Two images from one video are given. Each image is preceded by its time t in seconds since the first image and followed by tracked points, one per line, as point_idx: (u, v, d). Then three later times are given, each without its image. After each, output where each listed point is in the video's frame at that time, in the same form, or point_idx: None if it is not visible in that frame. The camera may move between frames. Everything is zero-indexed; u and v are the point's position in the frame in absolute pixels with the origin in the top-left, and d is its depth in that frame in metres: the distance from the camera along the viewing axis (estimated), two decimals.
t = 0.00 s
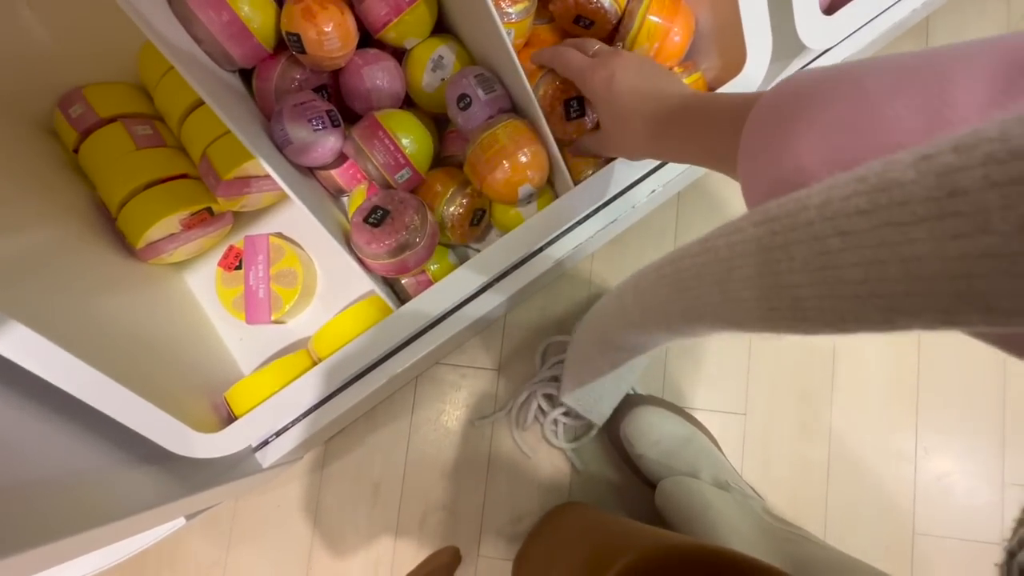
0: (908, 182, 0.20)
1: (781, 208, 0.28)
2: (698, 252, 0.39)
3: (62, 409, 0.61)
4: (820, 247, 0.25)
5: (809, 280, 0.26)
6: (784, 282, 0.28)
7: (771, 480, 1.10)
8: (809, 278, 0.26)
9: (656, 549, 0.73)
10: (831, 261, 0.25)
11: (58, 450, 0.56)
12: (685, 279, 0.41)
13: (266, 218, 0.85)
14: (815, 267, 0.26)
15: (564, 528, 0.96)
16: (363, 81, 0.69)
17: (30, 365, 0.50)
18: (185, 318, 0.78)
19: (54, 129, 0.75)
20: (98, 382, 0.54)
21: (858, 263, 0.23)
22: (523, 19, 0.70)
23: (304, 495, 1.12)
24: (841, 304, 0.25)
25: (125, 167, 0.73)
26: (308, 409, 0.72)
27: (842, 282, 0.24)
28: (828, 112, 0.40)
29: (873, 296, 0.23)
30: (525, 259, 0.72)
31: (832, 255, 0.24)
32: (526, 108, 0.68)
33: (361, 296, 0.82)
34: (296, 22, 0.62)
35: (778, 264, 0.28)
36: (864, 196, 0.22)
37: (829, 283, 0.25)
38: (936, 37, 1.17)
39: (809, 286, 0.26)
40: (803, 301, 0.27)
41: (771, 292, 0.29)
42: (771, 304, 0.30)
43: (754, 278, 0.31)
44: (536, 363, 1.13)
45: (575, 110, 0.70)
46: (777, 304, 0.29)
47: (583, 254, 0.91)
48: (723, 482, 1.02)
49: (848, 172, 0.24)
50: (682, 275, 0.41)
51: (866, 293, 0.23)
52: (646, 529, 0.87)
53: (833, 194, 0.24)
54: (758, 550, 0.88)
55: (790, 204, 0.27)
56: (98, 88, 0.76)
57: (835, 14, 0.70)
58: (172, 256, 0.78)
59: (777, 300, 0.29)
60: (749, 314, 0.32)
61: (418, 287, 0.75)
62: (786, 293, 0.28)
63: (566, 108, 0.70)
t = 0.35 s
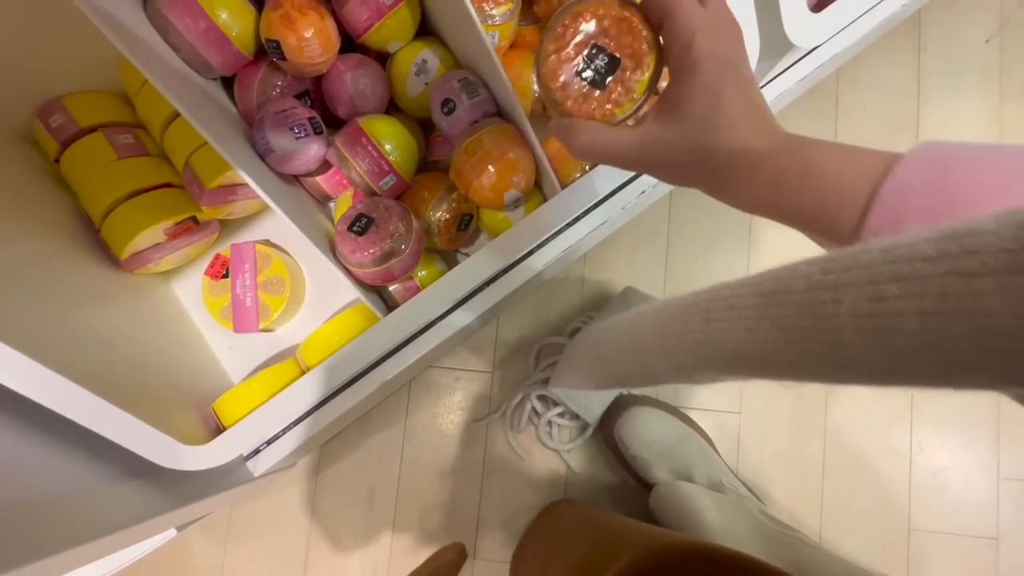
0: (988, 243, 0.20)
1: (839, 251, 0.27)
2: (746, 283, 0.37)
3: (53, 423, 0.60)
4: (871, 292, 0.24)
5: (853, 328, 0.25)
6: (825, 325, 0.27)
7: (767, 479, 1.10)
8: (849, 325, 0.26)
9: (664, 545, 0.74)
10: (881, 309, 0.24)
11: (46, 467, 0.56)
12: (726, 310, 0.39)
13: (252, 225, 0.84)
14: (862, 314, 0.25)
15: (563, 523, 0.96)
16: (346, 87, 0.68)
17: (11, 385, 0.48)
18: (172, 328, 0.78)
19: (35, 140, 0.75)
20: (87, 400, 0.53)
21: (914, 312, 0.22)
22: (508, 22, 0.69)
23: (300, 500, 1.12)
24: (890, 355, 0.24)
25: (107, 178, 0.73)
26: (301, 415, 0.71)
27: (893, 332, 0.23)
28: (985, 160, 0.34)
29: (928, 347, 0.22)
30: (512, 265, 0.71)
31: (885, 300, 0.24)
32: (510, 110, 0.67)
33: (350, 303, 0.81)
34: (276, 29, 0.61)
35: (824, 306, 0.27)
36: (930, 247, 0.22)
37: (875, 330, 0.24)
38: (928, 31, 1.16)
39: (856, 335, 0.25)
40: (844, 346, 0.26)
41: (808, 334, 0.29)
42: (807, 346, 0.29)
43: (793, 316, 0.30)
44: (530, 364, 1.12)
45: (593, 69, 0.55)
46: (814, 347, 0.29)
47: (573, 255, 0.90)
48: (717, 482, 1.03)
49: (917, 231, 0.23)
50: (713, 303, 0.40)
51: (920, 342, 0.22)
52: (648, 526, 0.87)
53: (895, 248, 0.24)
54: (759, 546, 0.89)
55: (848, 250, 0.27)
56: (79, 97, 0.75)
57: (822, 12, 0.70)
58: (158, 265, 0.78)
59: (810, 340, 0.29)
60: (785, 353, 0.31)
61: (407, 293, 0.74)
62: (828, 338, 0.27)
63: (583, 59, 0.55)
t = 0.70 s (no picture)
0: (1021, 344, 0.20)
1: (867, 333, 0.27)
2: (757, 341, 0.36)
3: (34, 439, 0.61)
4: (881, 353, 0.24)
5: (843, 390, 0.25)
6: (815, 378, 0.27)
7: (754, 480, 1.11)
8: (841, 385, 0.25)
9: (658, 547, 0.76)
10: (881, 372, 0.24)
11: (27, 481, 0.56)
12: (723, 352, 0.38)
13: (234, 236, 0.85)
14: (862, 374, 0.25)
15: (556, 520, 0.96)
16: (322, 101, 0.68)
17: None
18: (155, 340, 0.78)
19: (14, 155, 0.75)
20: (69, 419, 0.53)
21: (918, 383, 0.22)
22: (483, 34, 0.69)
23: (289, 507, 1.12)
24: (871, 425, 0.24)
25: (85, 193, 0.73)
26: (288, 423, 0.71)
27: (885, 402, 0.23)
28: None
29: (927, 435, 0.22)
30: (493, 275, 0.72)
31: (894, 365, 0.24)
32: (486, 122, 0.68)
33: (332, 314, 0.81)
34: (249, 45, 0.62)
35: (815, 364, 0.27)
36: (954, 336, 0.23)
37: (866, 394, 0.24)
38: (908, 34, 1.17)
39: (843, 396, 0.25)
40: (827, 405, 0.26)
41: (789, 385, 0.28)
42: (789, 401, 0.29)
43: (784, 369, 0.30)
44: (517, 370, 1.12)
45: (560, 178, 0.46)
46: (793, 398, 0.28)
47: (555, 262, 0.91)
48: (702, 484, 1.05)
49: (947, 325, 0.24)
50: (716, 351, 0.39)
51: (915, 421, 0.22)
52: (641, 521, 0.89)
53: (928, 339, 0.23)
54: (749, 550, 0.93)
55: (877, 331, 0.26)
56: (56, 112, 0.75)
57: (795, 22, 0.70)
58: (139, 278, 0.78)
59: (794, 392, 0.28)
60: (767, 406, 0.30)
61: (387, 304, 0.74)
62: (813, 392, 0.27)
63: (547, 165, 0.46)
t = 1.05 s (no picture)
0: None
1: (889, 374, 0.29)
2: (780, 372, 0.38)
3: (45, 446, 0.61)
4: (932, 397, 0.24)
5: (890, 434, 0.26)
6: (854, 425, 0.28)
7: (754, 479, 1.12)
8: (884, 430, 0.26)
9: (667, 536, 0.78)
10: (932, 419, 0.24)
11: (40, 488, 0.57)
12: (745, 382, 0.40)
13: (238, 243, 0.85)
14: (891, 408, 0.26)
15: (553, 513, 0.98)
16: (326, 109, 0.69)
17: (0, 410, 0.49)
18: (161, 347, 0.79)
19: (21, 164, 0.76)
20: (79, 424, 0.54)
21: (977, 434, 0.22)
22: (484, 43, 0.70)
23: (293, 511, 1.13)
24: (923, 473, 0.24)
25: (91, 202, 0.73)
26: (292, 428, 0.72)
27: (939, 453, 0.23)
28: None
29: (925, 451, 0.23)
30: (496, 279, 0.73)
31: (944, 409, 0.24)
32: (487, 130, 0.69)
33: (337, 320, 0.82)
34: (255, 56, 0.63)
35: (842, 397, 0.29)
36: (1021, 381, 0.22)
37: (914, 441, 0.24)
38: (901, 38, 1.19)
39: (888, 442, 0.26)
40: (870, 451, 0.26)
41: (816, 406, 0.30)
42: (823, 444, 0.29)
43: (817, 410, 0.31)
44: (519, 372, 1.14)
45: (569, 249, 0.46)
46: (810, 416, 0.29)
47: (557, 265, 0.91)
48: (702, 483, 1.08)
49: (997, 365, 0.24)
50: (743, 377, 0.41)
51: (933, 448, 0.23)
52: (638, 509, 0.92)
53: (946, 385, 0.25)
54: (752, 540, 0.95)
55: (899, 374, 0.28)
56: (61, 121, 0.76)
57: (790, 29, 0.72)
58: (145, 286, 0.79)
59: (828, 434, 0.29)
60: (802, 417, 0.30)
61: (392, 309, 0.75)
62: (852, 436, 0.27)
63: (552, 243, 0.45)
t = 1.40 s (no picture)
0: None
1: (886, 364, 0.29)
2: (776, 364, 0.38)
3: (53, 440, 0.61)
4: (923, 385, 0.25)
5: (881, 422, 0.26)
6: (845, 413, 0.28)
7: (759, 472, 1.13)
8: (875, 418, 0.26)
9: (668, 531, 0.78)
10: (925, 406, 0.24)
11: (50, 482, 0.57)
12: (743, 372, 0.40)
13: (243, 238, 0.85)
14: (885, 397, 0.26)
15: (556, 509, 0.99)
16: (332, 102, 0.69)
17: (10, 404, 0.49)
18: (167, 342, 0.79)
19: (25, 160, 0.76)
20: (91, 419, 0.54)
21: (966, 420, 0.22)
22: (489, 35, 0.71)
23: (297, 508, 1.13)
24: (913, 461, 0.24)
25: (96, 197, 0.73)
26: (299, 423, 0.72)
27: (929, 439, 0.23)
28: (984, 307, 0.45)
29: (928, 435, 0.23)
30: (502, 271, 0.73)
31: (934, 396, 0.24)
32: (493, 121, 0.69)
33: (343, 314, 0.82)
34: (261, 48, 0.63)
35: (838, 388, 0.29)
36: (1008, 368, 0.22)
37: (907, 429, 0.24)
38: (900, 31, 1.19)
39: (880, 429, 0.25)
40: (862, 438, 0.26)
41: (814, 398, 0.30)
42: (816, 432, 0.29)
43: (809, 400, 0.31)
44: (523, 366, 1.14)
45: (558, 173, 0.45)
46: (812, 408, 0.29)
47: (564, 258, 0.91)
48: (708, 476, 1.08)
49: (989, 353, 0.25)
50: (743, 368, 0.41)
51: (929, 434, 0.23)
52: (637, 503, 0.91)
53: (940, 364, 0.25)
54: (754, 530, 0.95)
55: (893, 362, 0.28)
56: (66, 117, 0.76)
57: (793, 19, 0.72)
58: (150, 281, 0.79)
59: (821, 424, 0.29)
60: (816, 402, 0.30)
61: (398, 302, 0.75)
62: (844, 425, 0.27)
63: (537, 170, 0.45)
